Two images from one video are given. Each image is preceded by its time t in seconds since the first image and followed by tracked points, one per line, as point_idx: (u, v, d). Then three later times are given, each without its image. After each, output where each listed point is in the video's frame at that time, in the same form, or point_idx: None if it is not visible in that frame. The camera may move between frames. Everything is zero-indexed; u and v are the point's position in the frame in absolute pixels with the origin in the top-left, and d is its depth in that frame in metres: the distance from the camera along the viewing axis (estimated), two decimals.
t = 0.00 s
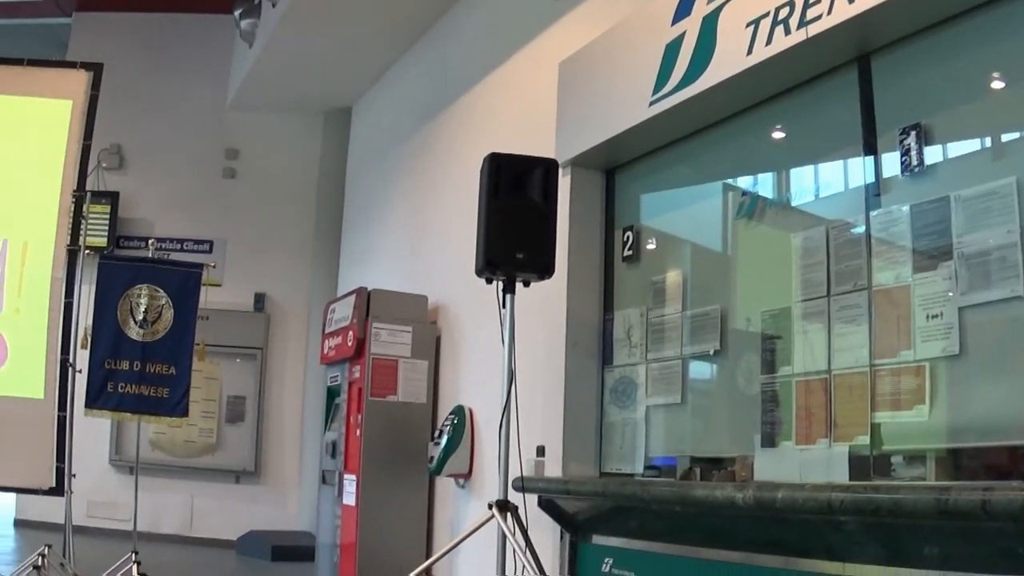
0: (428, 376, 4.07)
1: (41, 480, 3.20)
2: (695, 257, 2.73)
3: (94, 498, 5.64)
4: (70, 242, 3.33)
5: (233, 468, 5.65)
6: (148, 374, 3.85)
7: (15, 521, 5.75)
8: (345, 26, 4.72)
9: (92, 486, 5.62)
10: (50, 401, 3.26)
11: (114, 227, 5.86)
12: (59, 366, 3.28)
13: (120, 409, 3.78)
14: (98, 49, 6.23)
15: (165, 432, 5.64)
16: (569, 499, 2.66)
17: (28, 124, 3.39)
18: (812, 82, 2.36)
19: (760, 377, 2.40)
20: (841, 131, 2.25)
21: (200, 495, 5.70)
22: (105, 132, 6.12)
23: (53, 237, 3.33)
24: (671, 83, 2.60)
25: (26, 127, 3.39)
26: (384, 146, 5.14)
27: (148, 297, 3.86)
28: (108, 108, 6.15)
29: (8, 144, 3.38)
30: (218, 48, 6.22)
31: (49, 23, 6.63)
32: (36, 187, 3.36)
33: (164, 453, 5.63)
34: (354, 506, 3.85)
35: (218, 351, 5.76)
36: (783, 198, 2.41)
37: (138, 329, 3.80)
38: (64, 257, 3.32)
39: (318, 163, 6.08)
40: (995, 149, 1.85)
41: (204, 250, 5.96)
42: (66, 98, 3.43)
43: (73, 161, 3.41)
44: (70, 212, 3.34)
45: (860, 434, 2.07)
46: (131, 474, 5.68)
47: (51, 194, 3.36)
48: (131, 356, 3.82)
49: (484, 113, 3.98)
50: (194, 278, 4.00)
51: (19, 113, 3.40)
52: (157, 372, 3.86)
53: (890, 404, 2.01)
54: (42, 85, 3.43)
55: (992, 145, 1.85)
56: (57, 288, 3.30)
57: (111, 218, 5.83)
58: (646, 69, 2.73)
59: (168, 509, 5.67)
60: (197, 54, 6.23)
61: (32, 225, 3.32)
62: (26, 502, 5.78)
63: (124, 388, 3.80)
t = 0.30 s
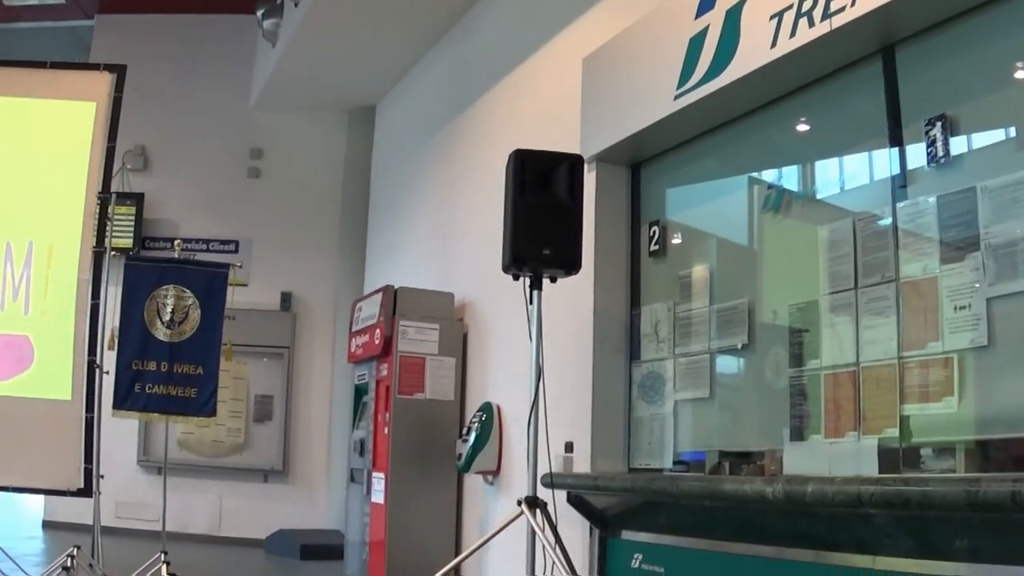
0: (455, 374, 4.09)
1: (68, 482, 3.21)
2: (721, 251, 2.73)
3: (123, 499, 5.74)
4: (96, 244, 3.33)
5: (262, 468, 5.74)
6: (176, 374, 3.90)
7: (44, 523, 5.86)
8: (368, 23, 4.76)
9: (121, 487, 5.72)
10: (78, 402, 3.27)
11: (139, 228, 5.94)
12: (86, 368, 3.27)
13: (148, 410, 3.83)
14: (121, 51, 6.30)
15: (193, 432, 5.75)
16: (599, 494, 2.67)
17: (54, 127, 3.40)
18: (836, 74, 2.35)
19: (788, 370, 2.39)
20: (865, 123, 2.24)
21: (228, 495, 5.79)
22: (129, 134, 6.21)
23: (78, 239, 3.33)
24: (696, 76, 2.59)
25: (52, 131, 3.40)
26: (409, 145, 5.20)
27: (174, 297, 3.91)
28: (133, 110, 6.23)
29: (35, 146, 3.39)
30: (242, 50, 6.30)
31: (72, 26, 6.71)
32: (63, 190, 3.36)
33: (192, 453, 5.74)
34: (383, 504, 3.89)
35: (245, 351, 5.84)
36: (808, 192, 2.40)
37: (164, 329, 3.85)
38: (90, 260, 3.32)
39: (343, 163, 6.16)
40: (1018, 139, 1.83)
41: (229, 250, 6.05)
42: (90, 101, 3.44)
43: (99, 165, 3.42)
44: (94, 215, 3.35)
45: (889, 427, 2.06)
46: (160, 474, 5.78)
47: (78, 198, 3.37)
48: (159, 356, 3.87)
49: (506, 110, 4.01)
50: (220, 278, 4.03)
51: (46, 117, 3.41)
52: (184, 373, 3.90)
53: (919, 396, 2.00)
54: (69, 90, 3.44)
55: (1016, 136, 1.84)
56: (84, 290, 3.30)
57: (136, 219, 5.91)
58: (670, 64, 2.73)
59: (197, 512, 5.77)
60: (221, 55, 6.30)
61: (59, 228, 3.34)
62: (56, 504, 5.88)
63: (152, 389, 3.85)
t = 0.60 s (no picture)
0: (490, 374, 4.12)
1: (105, 487, 3.24)
2: (754, 247, 2.72)
3: (160, 503, 5.85)
4: (128, 250, 3.35)
5: (298, 471, 5.83)
6: (212, 379, 3.97)
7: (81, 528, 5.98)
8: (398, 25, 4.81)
9: (158, 492, 5.84)
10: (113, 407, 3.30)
11: (172, 234, 6.06)
12: (121, 374, 3.32)
13: (184, 414, 3.91)
14: (153, 61, 6.41)
15: (229, 436, 5.84)
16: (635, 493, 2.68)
17: (85, 136, 3.42)
18: (867, 68, 2.33)
19: (824, 366, 2.38)
20: (896, 117, 2.22)
21: (265, 498, 5.89)
22: (162, 142, 6.32)
23: (111, 247, 3.36)
24: (726, 72, 2.59)
25: (82, 139, 3.42)
26: (439, 147, 5.25)
27: (209, 302, 3.98)
28: (165, 119, 6.34)
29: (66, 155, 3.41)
30: (272, 56, 6.39)
31: (101, 36, 6.82)
32: (93, 198, 3.40)
33: (228, 457, 5.84)
34: (421, 506, 3.92)
35: (280, 355, 5.97)
36: (840, 186, 2.39)
37: (199, 334, 3.93)
38: (122, 266, 3.34)
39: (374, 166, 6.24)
40: None
41: (263, 255, 6.15)
42: (120, 108, 3.44)
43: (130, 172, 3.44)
44: (127, 222, 3.38)
45: (926, 421, 2.04)
46: (196, 479, 5.88)
47: (108, 205, 3.39)
48: (194, 361, 3.95)
49: (535, 111, 4.04)
50: (254, 282, 4.07)
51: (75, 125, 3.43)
52: (220, 377, 3.97)
53: (955, 390, 1.98)
54: (101, 97, 3.44)
55: None
56: (117, 295, 3.34)
57: (168, 226, 6.00)
58: (700, 62, 2.73)
59: (233, 516, 5.87)
60: (251, 62, 6.39)
61: (91, 235, 3.37)
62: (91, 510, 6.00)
63: (187, 394, 3.92)
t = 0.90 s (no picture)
0: (520, 373, 4.15)
1: (136, 489, 3.20)
2: (782, 244, 2.71)
3: (190, 505, 5.94)
4: (157, 253, 3.29)
5: (328, 471, 5.91)
6: (241, 380, 4.01)
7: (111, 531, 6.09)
8: (424, 24, 4.85)
9: (188, 494, 5.93)
10: (143, 410, 3.25)
11: (199, 237, 6.13)
12: (150, 377, 3.25)
13: (214, 416, 3.94)
14: (179, 64, 6.49)
15: (258, 438, 5.94)
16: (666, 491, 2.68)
17: (112, 140, 3.37)
18: (893, 63, 2.32)
19: (854, 362, 2.37)
20: (923, 112, 2.21)
21: (295, 499, 5.97)
22: (189, 145, 6.40)
23: (140, 250, 3.30)
24: (753, 69, 2.58)
25: (111, 143, 3.37)
26: (467, 146, 5.30)
27: (238, 305, 4.06)
28: (192, 122, 6.42)
29: (94, 158, 3.37)
30: (298, 58, 6.46)
31: (126, 40, 6.91)
32: (123, 201, 3.34)
33: (257, 459, 5.91)
34: (451, 505, 3.96)
35: (308, 356, 6.06)
36: (867, 182, 2.37)
37: (228, 337, 3.98)
38: (151, 269, 3.28)
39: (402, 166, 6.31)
40: None
41: (291, 257, 6.23)
42: (147, 113, 3.39)
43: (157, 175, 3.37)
44: (155, 225, 3.32)
45: (957, 417, 2.03)
46: (225, 480, 5.96)
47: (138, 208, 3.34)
48: (223, 364, 3.99)
49: (562, 109, 4.07)
50: (283, 284, 4.16)
51: (102, 128, 3.38)
52: (249, 379, 4.01)
53: (985, 385, 1.97)
54: (125, 101, 3.39)
55: None
56: (146, 299, 3.27)
57: (196, 229, 6.11)
58: (725, 57, 2.73)
59: (264, 517, 5.96)
60: (277, 64, 6.47)
61: (121, 238, 3.31)
62: (120, 513, 6.10)
63: (217, 396, 3.97)
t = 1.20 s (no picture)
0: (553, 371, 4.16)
1: (168, 491, 3.24)
2: (813, 240, 2.70)
3: (224, 506, 6.02)
4: (188, 254, 3.35)
5: (362, 471, 5.98)
6: (274, 381, 4.07)
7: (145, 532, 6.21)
8: (453, 24, 4.88)
9: (222, 494, 6.01)
10: (174, 411, 3.29)
11: (231, 239, 6.21)
12: (183, 378, 3.31)
13: (247, 417, 4.00)
14: (209, 66, 6.58)
15: (292, 438, 6.02)
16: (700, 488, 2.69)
17: (142, 143, 3.43)
18: (923, 57, 2.30)
19: (886, 358, 2.35)
20: (955, 107, 2.20)
21: (328, 499, 6.03)
22: (220, 147, 6.48)
23: (171, 251, 3.36)
24: (783, 65, 2.57)
25: (140, 146, 3.43)
26: (496, 146, 5.34)
27: (271, 305, 4.10)
28: (222, 123, 6.50)
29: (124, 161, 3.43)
30: (327, 59, 6.53)
31: (155, 42, 7.01)
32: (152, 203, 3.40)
33: (290, 459, 6.00)
34: (484, 504, 3.98)
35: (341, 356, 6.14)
36: (899, 177, 2.36)
37: (261, 338, 4.04)
38: (182, 270, 3.34)
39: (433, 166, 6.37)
40: None
41: (323, 257, 6.30)
42: (177, 115, 3.45)
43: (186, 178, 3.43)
44: (186, 228, 3.37)
45: (991, 412, 2.02)
46: (259, 480, 6.06)
47: (167, 211, 3.39)
48: (256, 364, 4.05)
49: (592, 106, 4.08)
50: (315, 285, 4.21)
51: (132, 132, 3.44)
52: (282, 379, 4.08)
53: (1020, 380, 1.95)
54: (156, 104, 3.45)
55: None
56: (177, 301, 3.33)
57: (227, 229, 6.17)
58: (755, 52, 2.72)
59: (298, 517, 6.02)
60: (307, 65, 6.54)
61: (152, 241, 3.37)
62: (155, 514, 6.20)
63: (250, 396, 4.02)
